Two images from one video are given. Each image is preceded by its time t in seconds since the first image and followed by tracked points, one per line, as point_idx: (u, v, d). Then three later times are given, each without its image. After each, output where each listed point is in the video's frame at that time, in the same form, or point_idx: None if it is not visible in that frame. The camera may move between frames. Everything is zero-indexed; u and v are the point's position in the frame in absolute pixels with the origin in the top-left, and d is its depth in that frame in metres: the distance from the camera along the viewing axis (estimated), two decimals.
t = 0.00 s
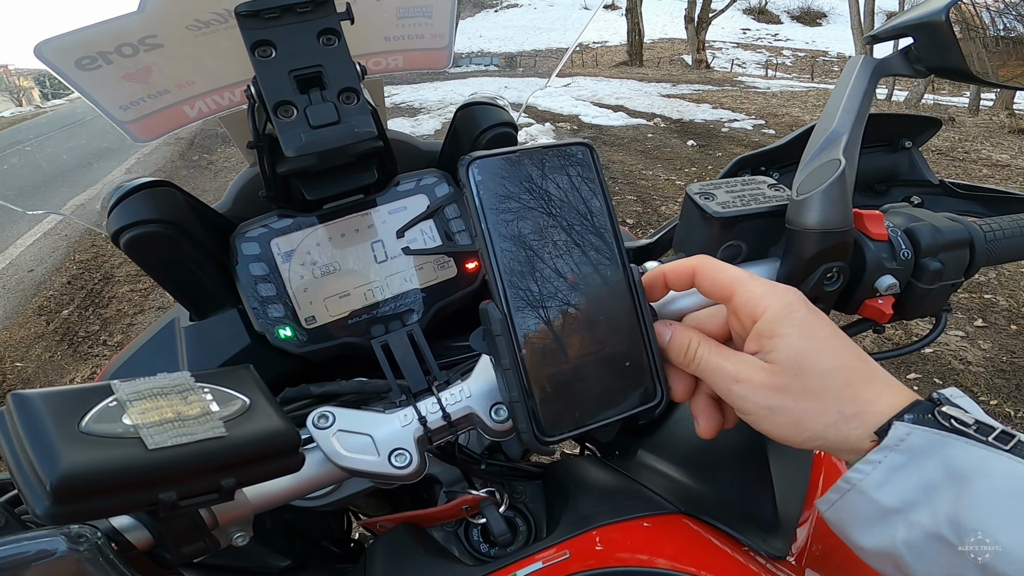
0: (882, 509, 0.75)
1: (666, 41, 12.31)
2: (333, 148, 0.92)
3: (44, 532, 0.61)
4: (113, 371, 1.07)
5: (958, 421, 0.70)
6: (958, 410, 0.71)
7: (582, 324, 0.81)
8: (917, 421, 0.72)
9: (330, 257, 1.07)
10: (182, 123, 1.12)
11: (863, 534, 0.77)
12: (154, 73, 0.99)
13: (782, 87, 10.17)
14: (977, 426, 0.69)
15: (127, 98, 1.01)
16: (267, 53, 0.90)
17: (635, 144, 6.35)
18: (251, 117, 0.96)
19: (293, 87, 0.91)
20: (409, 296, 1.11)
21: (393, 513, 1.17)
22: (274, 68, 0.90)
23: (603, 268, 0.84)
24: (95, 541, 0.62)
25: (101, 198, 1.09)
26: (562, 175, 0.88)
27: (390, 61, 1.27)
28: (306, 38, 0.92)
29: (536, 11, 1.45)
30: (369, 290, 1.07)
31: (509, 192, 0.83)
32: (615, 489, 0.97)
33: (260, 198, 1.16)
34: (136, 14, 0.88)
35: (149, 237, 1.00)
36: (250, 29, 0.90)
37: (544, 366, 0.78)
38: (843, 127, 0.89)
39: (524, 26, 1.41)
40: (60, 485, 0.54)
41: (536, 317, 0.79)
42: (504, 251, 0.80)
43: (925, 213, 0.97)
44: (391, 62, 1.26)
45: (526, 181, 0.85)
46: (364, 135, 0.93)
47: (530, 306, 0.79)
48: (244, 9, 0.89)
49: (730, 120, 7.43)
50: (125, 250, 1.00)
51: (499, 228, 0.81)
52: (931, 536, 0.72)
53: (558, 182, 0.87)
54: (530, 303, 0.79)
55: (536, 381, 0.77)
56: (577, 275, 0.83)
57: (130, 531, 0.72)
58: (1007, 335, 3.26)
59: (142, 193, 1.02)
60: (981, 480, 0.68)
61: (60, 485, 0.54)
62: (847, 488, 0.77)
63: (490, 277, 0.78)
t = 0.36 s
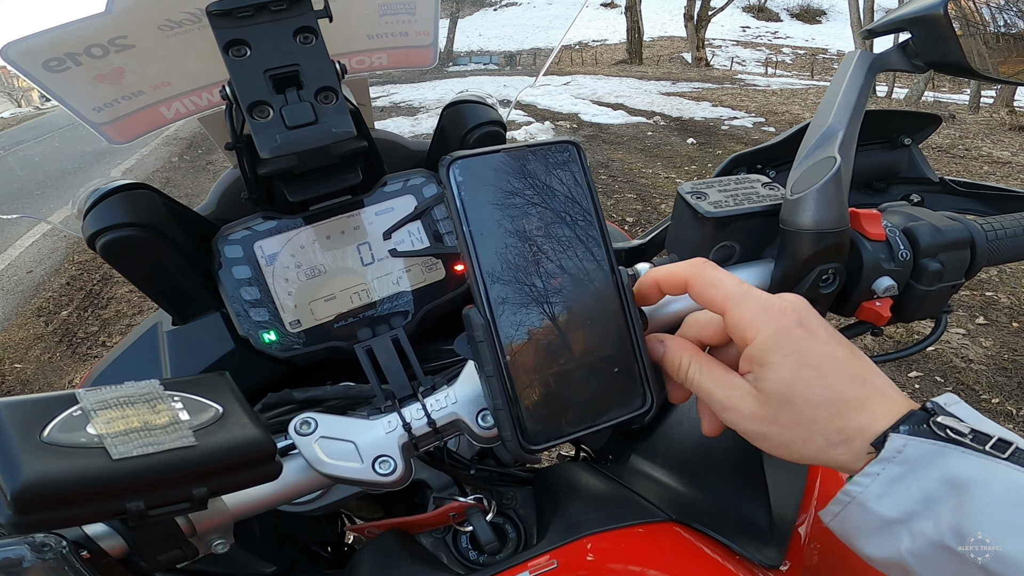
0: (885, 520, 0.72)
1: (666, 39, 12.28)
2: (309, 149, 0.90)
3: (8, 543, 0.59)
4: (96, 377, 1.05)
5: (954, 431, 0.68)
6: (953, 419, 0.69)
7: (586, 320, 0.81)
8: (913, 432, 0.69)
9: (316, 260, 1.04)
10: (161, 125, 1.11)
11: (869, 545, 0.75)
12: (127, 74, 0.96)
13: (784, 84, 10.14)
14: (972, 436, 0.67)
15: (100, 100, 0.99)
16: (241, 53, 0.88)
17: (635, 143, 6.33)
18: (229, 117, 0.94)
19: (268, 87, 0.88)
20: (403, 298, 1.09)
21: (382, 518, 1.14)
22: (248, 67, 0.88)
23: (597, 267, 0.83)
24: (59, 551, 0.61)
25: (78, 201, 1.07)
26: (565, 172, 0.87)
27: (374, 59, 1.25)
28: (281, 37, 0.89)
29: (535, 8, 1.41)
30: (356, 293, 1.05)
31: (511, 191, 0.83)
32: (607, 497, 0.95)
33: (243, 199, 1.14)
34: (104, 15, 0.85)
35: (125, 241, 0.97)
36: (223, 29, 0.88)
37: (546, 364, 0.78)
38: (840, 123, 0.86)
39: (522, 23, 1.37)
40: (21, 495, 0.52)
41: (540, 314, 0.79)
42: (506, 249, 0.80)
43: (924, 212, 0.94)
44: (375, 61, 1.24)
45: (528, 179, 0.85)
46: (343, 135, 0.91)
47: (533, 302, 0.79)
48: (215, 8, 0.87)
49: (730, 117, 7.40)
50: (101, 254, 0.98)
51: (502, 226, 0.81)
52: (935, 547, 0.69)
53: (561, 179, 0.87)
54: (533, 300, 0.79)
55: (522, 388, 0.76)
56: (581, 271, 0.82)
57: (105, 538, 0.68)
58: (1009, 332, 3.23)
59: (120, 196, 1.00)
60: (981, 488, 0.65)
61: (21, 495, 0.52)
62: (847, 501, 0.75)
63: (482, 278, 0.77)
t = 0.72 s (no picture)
0: (869, 519, 0.73)
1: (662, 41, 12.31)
2: (299, 154, 0.90)
3: None
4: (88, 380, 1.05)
5: (931, 429, 0.68)
6: (929, 416, 0.69)
7: (575, 324, 0.81)
8: (892, 432, 0.70)
9: (308, 263, 1.04)
10: (150, 128, 1.11)
11: (857, 544, 0.75)
12: (117, 78, 0.97)
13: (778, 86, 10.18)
14: (949, 433, 0.67)
15: (91, 104, 0.99)
16: (231, 58, 0.88)
17: (630, 145, 6.34)
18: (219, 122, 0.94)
19: (258, 92, 0.88)
20: (397, 302, 1.09)
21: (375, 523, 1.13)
22: (238, 73, 0.88)
23: (588, 269, 0.84)
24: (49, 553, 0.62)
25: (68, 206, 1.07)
26: (560, 175, 0.88)
27: (366, 63, 1.25)
28: (271, 43, 0.90)
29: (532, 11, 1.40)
30: (348, 297, 1.05)
31: (508, 193, 0.83)
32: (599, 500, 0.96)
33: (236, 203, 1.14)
34: (95, 20, 0.85)
35: (114, 245, 0.97)
36: (212, 34, 0.88)
37: (542, 365, 0.78)
38: (828, 128, 0.87)
39: (520, 26, 1.37)
40: (8, 499, 0.52)
41: (536, 315, 0.79)
42: (495, 254, 0.80)
43: (912, 216, 0.95)
44: (367, 64, 1.25)
45: (520, 182, 0.85)
46: (332, 140, 0.91)
47: (529, 304, 0.79)
48: (205, 13, 0.88)
49: (724, 119, 7.43)
50: (91, 258, 0.98)
51: (499, 228, 0.81)
52: (922, 543, 0.69)
53: (556, 181, 0.87)
54: (530, 301, 0.79)
55: (518, 391, 0.76)
56: (577, 272, 0.83)
57: (95, 542, 0.69)
58: (1001, 333, 3.25)
59: (110, 200, 0.99)
60: (963, 484, 0.66)
61: (10, 498, 0.52)
62: (833, 500, 0.75)
63: (479, 280, 0.78)
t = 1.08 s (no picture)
0: (873, 515, 0.71)
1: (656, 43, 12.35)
2: (293, 158, 0.90)
3: None
4: (80, 383, 1.05)
5: (926, 419, 0.68)
6: (924, 408, 0.69)
7: (568, 329, 0.82)
8: (888, 424, 0.69)
9: (302, 267, 1.04)
10: (143, 130, 1.12)
11: (866, 542, 0.72)
12: (110, 81, 0.96)
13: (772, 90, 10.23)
14: (945, 423, 0.68)
15: (83, 106, 0.99)
16: (225, 61, 0.89)
17: (624, 147, 6.36)
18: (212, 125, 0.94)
19: (252, 96, 0.89)
20: (392, 304, 1.10)
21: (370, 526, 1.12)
22: (232, 76, 0.88)
23: (580, 275, 0.85)
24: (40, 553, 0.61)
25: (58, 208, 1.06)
26: (548, 183, 0.89)
27: (361, 66, 1.26)
28: (266, 46, 0.90)
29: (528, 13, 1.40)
30: (340, 301, 1.06)
31: (497, 201, 0.85)
32: (591, 503, 0.96)
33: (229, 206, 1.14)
34: (88, 22, 0.84)
35: (107, 248, 0.97)
36: (206, 36, 0.88)
37: (534, 372, 0.78)
38: (818, 132, 0.88)
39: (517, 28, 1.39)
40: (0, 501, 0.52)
41: (527, 323, 0.80)
42: (487, 259, 0.81)
43: (900, 221, 0.96)
44: (362, 67, 1.25)
45: (512, 189, 0.87)
46: (327, 144, 0.91)
47: (520, 311, 0.80)
48: (200, 15, 0.87)
49: (718, 122, 7.46)
50: (83, 261, 0.98)
51: (489, 235, 0.82)
52: (930, 539, 0.67)
53: (546, 189, 0.89)
54: (520, 309, 0.80)
55: (507, 398, 0.76)
56: (567, 280, 0.84)
57: (86, 545, 0.69)
58: (992, 336, 3.28)
59: (102, 203, 0.99)
60: (963, 475, 0.65)
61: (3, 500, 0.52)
62: (834, 498, 0.73)
63: (470, 287, 0.78)
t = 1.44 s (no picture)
0: (839, 522, 0.71)
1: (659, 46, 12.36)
2: (305, 159, 0.92)
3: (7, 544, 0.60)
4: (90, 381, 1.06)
5: (886, 430, 0.68)
6: (885, 419, 0.69)
7: (574, 329, 0.83)
8: (850, 435, 0.69)
9: (311, 268, 1.06)
10: (156, 130, 1.12)
11: (830, 546, 0.73)
12: (126, 81, 0.98)
13: (775, 93, 10.24)
14: (904, 433, 0.67)
15: (99, 107, 0.99)
16: (239, 62, 0.90)
17: (627, 150, 6.37)
18: (225, 126, 0.95)
19: (266, 97, 0.90)
20: (397, 306, 1.11)
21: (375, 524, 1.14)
22: (246, 77, 0.89)
23: (588, 275, 0.85)
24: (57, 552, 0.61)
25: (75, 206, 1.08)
26: (559, 183, 0.90)
27: (371, 69, 1.27)
28: (280, 48, 0.91)
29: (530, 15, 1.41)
30: (348, 301, 1.07)
31: (506, 199, 0.85)
32: (595, 503, 0.97)
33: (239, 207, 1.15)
34: (107, 23, 0.87)
35: (121, 246, 0.98)
36: (221, 38, 0.89)
37: (538, 371, 0.79)
38: (822, 137, 0.89)
39: (519, 30, 1.43)
40: (18, 498, 0.53)
41: (533, 321, 0.80)
42: (495, 257, 0.82)
43: (903, 225, 0.97)
44: (371, 70, 1.26)
45: (523, 186, 0.87)
46: (339, 146, 0.93)
47: (526, 310, 0.80)
48: (216, 18, 0.88)
49: (721, 125, 7.46)
50: (97, 260, 0.99)
51: (497, 234, 0.83)
52: (892, 544, 0.68)
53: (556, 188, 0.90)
54: (526, 308, 0.80)
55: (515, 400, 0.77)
56: (574, 279, 0.85)
57: (99, 541, 0.70)
58: (994, 341, 3.28)
59: (117, 203, 1.01)
60: (919, 485, 0.65)
61: (21, 497, 0.53)
62: (802, 503, 0.73)
63: (478, 285, 0.79)
